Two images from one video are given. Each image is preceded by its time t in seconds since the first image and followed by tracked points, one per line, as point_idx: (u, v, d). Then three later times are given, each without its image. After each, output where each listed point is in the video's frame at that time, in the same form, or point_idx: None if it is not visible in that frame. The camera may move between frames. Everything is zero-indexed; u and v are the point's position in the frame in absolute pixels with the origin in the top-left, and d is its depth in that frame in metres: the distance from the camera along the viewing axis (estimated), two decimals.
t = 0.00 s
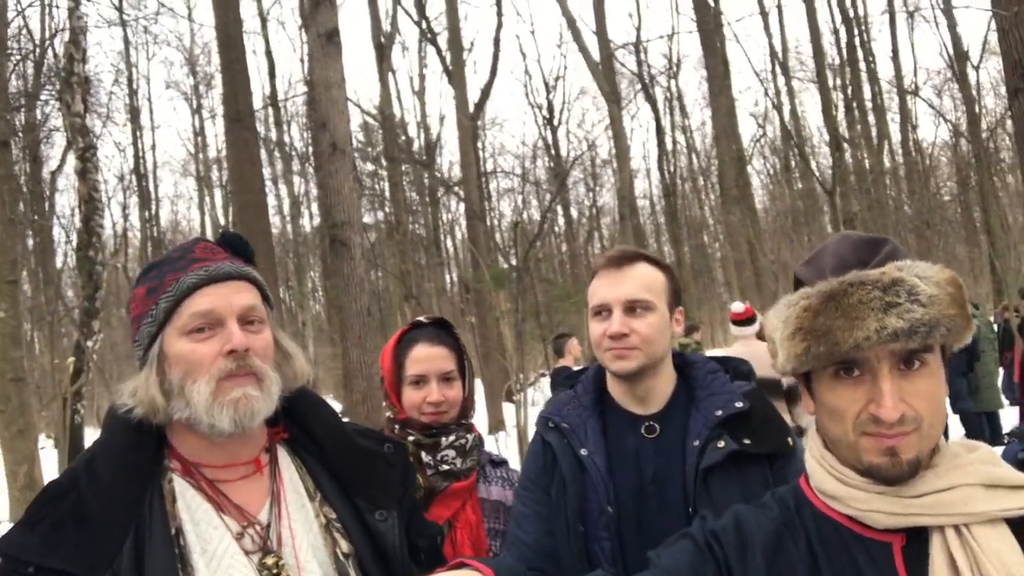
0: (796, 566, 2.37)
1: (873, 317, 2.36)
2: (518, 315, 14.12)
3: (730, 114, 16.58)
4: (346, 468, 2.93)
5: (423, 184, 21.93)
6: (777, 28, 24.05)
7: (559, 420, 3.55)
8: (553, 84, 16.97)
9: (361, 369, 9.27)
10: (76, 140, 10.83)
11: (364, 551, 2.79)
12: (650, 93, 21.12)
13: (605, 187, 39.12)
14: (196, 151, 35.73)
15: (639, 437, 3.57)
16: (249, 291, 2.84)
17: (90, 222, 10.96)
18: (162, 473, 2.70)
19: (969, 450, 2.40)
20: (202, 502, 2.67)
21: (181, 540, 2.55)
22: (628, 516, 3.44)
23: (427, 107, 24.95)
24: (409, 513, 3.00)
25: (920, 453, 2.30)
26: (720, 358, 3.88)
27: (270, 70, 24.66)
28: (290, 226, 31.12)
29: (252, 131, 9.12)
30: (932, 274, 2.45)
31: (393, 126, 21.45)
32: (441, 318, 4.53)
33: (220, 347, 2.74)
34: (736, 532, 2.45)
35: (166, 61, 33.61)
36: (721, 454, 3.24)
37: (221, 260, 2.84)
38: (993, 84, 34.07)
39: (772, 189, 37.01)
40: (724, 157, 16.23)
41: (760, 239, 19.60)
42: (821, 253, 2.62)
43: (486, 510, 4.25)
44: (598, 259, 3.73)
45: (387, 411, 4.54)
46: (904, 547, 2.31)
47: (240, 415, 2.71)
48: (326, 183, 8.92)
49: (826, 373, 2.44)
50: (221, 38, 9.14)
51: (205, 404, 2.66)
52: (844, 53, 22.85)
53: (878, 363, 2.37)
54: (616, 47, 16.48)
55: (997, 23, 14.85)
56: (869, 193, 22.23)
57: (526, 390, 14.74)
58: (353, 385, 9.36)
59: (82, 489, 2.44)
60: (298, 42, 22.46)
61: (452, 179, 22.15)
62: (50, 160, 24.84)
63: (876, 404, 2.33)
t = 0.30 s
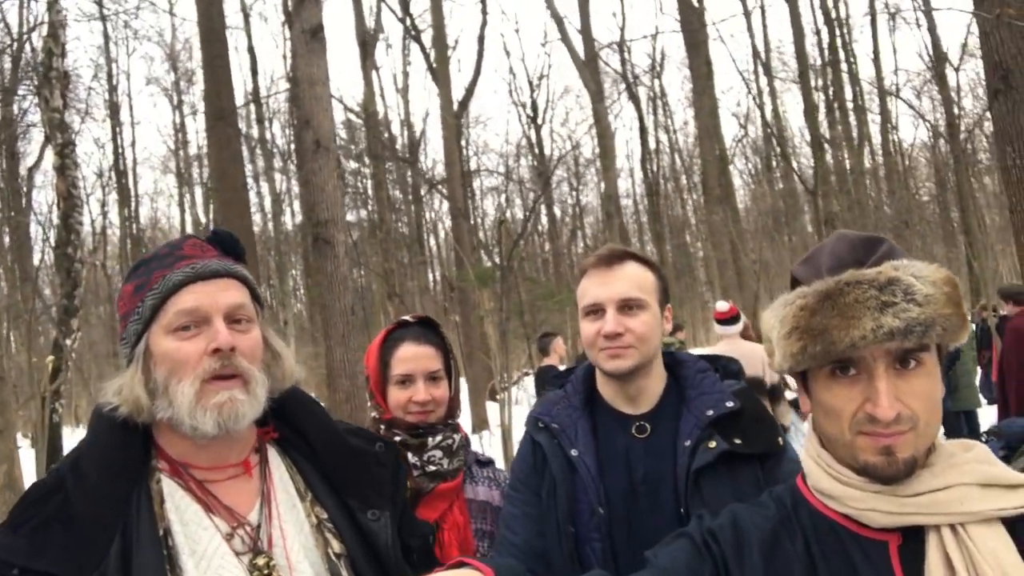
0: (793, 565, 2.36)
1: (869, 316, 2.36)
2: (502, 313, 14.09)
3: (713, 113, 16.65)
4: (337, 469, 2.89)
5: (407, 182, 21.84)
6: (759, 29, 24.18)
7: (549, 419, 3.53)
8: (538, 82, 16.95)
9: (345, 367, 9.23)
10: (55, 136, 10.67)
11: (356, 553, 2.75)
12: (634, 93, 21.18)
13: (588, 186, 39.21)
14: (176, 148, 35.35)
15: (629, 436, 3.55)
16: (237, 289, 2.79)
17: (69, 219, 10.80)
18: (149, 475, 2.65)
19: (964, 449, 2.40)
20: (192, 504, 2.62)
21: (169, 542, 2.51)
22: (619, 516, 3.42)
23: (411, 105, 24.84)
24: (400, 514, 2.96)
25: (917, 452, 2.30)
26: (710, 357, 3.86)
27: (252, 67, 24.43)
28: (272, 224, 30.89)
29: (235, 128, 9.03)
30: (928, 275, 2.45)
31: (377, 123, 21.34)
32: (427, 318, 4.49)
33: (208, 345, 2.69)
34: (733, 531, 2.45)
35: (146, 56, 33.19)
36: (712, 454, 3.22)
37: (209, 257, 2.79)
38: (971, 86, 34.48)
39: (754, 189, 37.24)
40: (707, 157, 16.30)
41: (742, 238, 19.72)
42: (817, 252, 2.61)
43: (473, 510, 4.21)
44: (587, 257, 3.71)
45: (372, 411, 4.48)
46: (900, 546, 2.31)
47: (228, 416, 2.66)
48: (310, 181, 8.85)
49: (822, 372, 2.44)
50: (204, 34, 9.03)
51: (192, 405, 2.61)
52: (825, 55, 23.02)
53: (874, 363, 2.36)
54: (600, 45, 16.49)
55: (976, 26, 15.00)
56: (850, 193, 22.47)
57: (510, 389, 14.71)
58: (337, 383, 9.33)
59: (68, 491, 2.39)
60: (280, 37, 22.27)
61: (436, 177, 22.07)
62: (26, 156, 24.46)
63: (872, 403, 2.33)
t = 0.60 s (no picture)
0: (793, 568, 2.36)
1: (871, 321, 2.36)
2: (491, 315, 14.06)
3: (702, 117, 16.71)
4: (331, 472, 2.86)
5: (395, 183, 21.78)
6: (746, 34, 24.28)
7: (540, 424, 3.50)
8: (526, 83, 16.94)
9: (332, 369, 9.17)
10: (40, 133, 10.55)
11: (352, 556, 2.72)
12: (622, 96, 21.24)
13: (577, 188, 39.29)
14: (162, 147, 35.10)
15: (621, 440, 3.52)
16: (233, 290, 2.75)
17: (54, 218, 10.68)
18: (143, 478, 2.61)
19: (964, 454, 2.40)
20: (185, 506, 2.59)
21: (163, 545, 2.47)
22: (613, 521, 3.38)
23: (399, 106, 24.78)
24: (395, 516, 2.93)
25: (917, 457, 2.30)
26: (701, 359, 3.84)
27: (239, 66, 24.28)
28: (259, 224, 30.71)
29: (222, 128, 8.96)
30: (928, 279, 2.45)
31: (365, 124, 21.26)
32: (416, 319, 4.45)
33: (203, 347, 2.65)
34: (734, 534, 2.44)
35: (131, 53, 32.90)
36: (704, 459, 3.20)
37: (205, 257, 2.76)
38: (955, 93, 34.84)
39: (741, 192, 37.42)
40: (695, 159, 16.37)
41: (729, 241, 19.82)
42: (819, 257, 2.61)
43: (462, 514, 4.16)
44: (579, 260, 3.68)
45: (359, 413, 4.42)
46: (900, 552, 2.31)
47: (222, 419, 2.62)
48: (298, 182, 8.79)
49: (823, 376, 2.44)
50: (191, 33, 8.97)
51: (186, 408, 2.56)
52: (811, 60, 23.15)
53: (875, 367, 2.36)
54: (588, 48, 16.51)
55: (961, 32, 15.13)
56: (836, 198, 22.62)
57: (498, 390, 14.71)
58: (326, 385, 9.30)
59: (59, 493, 2.35)
60: (267, 37, 22.15)
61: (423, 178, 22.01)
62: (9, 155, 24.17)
63: (873, 407, 2.32)
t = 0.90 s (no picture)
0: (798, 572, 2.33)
1: (876, 322, 2.35)
2: (483, 319, 14.00)
3: (695, 125, 16.74)
4: (329, 474, 2.82)
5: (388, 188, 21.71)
6: (739, 43, 24.34)
7: (538, 427, 3.46)
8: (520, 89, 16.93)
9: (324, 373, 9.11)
10: (31, 135, 10.45)
11: (351, 560, 2.68)
12: (615, 103, 21.25)
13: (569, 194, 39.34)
14: (153, 150, 34.92)
15: (620, 444, 3.48)
16: (232, 289, 2.72)
17: (44, 220, 10.57)
18: (139, 479, 2.58)
19: (968, 457, 2.39)
20: (182, 507, 2.55)
21: (161, 547, 2.44)
22: (612, 524, 3.35)
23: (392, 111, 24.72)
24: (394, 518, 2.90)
25: (922, 459, 2.29)
26: (698, 363, 3.82)
27: (232, 70, 24.19)
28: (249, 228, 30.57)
29: (215, 131, 8.91)
30: (934, 281, 2.44)
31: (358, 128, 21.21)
32: (414, 322, 4.41)
33: (200, 346, 2.62)
34: (738, 536, 2.42)
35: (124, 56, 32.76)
36: (704, 462, 3.18)
37: (202, 256, 2.72)
38: (945, 103, 35.06)
39: (733, 200, 37.53)
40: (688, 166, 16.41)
41: (721, 248, 19.83)
42: (824, 259, 2.60)
43: (460, 519, 4.12)
44: (576, 263, 3.65)
45: (356, 417, 4.37)
46: (906, 555, 2.28)
47: (220, 419, 2.59)
48: (291, 185, 8.75)
49: (828, 378, 2.42)
50: (184, 35, 8.91)
51: (184, 408, 2.53)
52: (804, 68, 23.24)
53: (880, 369, 2.35)
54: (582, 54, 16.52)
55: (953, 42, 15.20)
56: (827, 206, 22.68)
57: (490, 396, 14.66)
58: (318, 390, 9.25)
59: (56, 494, 2.31)
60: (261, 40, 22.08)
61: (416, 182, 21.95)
62: None
63: (878, 409, 2.31)
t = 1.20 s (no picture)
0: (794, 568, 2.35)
1: (871, 320, 2.38)
2: (462, 324, 13.94)
3: (673, 134, 16.86)
4: (323, 470, 2.80)
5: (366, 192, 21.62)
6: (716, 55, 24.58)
7: (530, 426, 3.46)
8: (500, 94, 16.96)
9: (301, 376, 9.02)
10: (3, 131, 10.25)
11: (344, 557, 2.65)
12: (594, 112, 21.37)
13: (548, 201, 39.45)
14: (128, 150, 34.47)
15: (612, 444, 3.48)
16: (225, 280, 2.69)
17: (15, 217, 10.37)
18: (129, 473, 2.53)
19: (961, 455, 2.42)
20: (174, 503, 2.51)
21: (151, 542, 2.39)
22: (604, 524, 3.35)
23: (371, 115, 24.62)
24: (387, 515, 2.87)
25: (917, 456, 2.31)
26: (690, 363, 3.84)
27: (210, 71, 23.98)
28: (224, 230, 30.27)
29: (193, 130, 8.81)
30: (927, 280, 2.48)
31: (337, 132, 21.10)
32: (406, 319, 4.39)
33: (192, 338, 2.58)
34: (734, 534, 2.44)
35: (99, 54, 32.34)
36: (696, 462, 3.19)
37: (195, 246, 2.69)
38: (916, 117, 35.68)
39: (709, 210, 37.86)
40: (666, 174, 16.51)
41: (697, 257, 19.99)
42: (819, 258, 2.63)
43: (451, 519, 4.11)
44: (570, 262, 3.66)
45: (347, 415, 4.33)
46: (900, 551, 2.31)
47: (211, 413, 2.55)
48: (271, 186, 8.67)
49: (824, 376, 2.45)
50: (163, 33, 8.80)
51: (174, 400, 2.48)
52: (780, 81, 23.52)
53: (875, 367, 2.38)
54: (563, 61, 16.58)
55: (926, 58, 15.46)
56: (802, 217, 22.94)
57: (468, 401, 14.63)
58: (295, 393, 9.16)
59: (43, 487, 2.26)
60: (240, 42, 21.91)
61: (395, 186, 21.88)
62: None
63: (873, 406, 2.33)
